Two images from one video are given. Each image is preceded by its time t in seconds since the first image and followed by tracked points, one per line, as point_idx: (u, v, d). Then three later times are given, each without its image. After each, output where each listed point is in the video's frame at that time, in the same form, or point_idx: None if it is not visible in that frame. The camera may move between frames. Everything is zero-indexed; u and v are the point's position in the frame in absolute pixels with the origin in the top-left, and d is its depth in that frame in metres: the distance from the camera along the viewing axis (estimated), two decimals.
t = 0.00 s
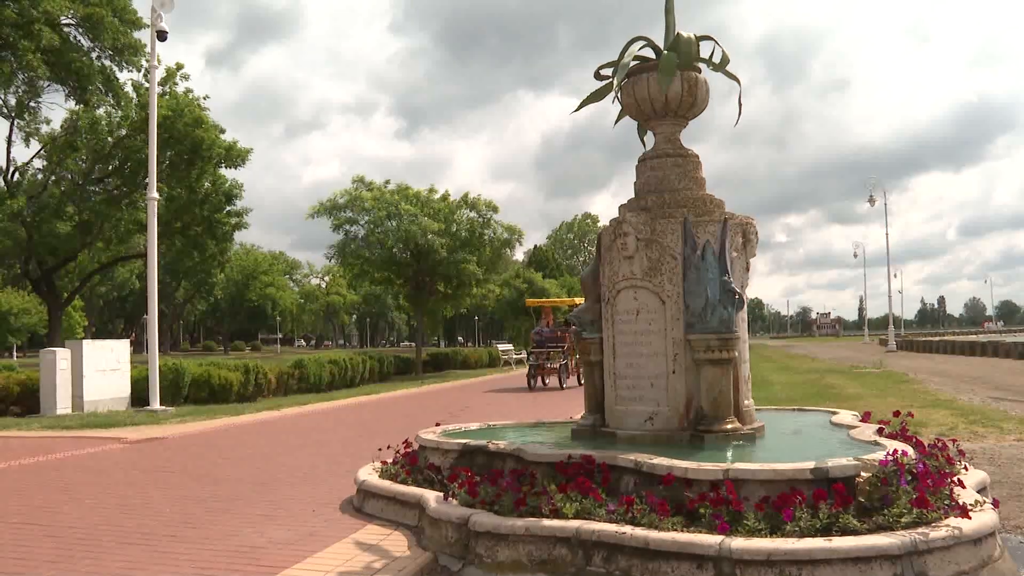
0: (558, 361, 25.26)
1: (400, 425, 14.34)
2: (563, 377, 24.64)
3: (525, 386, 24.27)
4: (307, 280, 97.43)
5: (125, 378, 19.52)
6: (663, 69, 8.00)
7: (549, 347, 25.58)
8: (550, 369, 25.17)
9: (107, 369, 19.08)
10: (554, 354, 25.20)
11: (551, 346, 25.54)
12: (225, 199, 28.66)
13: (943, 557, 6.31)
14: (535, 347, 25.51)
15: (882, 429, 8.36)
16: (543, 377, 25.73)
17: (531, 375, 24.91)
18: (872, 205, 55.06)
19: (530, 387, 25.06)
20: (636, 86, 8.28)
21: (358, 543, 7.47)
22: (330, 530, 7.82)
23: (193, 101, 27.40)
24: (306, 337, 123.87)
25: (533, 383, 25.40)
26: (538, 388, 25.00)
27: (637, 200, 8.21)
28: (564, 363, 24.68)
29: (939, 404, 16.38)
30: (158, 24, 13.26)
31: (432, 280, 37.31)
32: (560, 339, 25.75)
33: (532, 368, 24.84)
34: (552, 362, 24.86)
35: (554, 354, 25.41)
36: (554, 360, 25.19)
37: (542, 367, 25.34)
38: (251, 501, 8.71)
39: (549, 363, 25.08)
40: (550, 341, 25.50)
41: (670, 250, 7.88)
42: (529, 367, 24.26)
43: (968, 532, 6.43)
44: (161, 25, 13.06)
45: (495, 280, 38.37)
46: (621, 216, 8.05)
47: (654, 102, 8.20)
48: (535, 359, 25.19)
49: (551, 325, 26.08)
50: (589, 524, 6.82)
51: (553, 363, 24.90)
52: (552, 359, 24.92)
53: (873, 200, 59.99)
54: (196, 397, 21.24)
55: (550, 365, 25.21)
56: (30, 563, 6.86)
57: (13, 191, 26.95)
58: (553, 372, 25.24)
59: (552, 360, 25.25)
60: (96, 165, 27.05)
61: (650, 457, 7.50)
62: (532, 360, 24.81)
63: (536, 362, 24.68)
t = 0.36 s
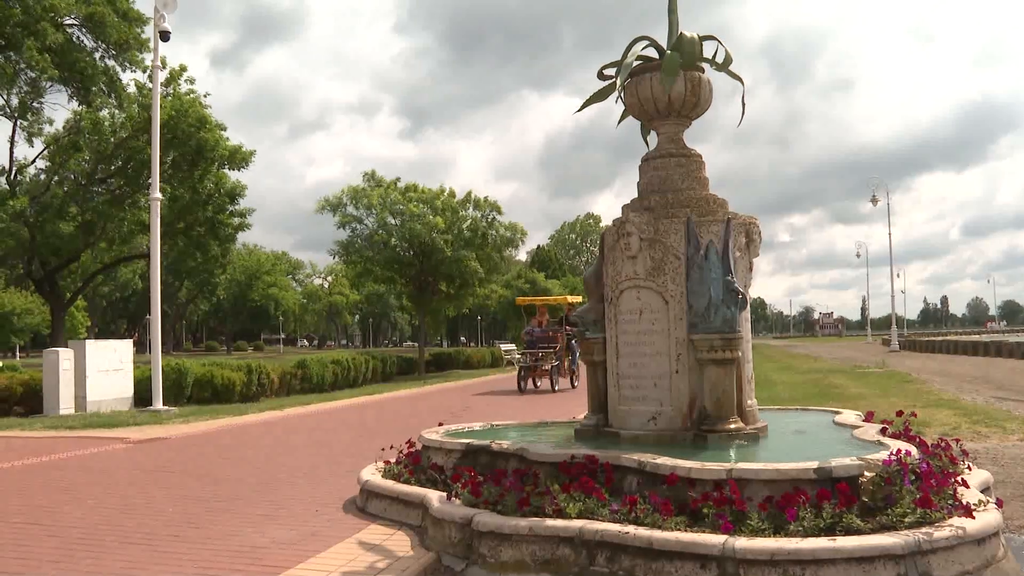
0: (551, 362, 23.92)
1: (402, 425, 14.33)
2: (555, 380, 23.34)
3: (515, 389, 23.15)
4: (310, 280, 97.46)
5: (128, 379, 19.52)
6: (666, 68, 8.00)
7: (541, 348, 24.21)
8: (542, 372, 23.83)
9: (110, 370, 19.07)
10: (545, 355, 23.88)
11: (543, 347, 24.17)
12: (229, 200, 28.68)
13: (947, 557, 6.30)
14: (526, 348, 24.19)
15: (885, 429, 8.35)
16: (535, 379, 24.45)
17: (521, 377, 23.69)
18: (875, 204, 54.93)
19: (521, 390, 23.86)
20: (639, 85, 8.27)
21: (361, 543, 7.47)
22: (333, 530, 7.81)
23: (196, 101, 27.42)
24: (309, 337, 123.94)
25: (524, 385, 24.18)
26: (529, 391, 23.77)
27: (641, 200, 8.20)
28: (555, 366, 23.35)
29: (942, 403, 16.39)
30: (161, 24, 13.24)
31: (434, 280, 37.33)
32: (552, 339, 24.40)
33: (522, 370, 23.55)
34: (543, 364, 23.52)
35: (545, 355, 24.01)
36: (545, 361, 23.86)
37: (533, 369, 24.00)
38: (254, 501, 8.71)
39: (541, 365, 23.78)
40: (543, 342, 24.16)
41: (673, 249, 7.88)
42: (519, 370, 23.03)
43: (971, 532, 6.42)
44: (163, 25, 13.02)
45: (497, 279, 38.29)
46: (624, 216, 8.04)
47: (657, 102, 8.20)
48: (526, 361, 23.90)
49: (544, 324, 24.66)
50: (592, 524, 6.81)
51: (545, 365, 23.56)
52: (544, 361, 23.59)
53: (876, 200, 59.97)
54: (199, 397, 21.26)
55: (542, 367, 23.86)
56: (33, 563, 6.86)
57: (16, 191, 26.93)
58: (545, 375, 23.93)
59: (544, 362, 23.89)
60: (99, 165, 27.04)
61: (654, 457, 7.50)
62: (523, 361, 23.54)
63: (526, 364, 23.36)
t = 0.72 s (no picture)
0: (542, 363, 22.81)
1: (405, 424, 14.31)
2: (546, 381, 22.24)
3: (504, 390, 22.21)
4: (312, 280, 97.46)
5: (130, 379, 19.52)
6: (668, 67, 7.98)
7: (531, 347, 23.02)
8: (532, 373, 22.75)
9: (113, 369, 19.07)
10: (536, 355, 22.78)
11: (533, 346, 23.03)
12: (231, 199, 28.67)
13: (951, 556, 6.29)
14: (516, 347, 23.06)
15: (889, 428, 8.35)
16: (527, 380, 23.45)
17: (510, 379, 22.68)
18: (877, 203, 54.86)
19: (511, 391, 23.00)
20: (642, 84, 8.25)
21: (365, 542, 7.48)
22: (337, 529, 7.81)
23: (198, 99, 27.42)
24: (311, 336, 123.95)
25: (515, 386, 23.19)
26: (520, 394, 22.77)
27: (644, 199, 8.19)
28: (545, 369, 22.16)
29: (945, 402, 16.37)
30: (162, 22, 13.19)
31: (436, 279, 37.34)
32: (544, 338, 23.15)
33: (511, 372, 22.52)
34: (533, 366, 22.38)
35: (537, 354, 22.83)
36: (537, 361, 22.75)
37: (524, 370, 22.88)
38: (257, 500, 8.70)
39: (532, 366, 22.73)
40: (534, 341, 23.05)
41: (676, 248, 7.87)
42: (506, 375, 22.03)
43: (976, 531, 6.41)
44: (165, 24, 12.94)
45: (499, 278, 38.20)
46: (628, 215, 8.03)
47: (660, 100, 8.18)
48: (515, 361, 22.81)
49: (534, 322, 23.40)
50: (595, 522, 6.81)
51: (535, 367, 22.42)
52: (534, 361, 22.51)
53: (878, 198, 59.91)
54: (201, 396, 21.28)
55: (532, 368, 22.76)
56: (37, 563, 6.86)
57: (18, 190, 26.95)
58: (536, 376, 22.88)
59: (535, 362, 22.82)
60: (101, 165, 27.08)
61: (657, 456, 7.49)
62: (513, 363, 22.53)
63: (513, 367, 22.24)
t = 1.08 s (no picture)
0: (532, 364, 21.85)
1: (409, 424, 14.30)
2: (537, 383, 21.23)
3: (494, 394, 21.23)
4: (316, 279, 97.54)
5: (134, 379, 19.56)
6: (672, 67, 7.94)
7: (521, 348, 22.23)
8: (523, 376, 21.76)
9: (116, 369, 19.11)
10: (527, 357, 21.87)
11: (523, 347, 22.21)
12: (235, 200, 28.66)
13: (955, 558, 6.28)
14: (504, 349, 22.25)
15: (892, 428, 8.33)
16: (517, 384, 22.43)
17: (499, 383, 21.65)
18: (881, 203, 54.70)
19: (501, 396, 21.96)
20: (645, 84, 8.22)
21: (368, 542, 7.48)
22: (341, 529, 7.82)
23: (201, 100, 27.46)
24: (314, 336, 124.07)
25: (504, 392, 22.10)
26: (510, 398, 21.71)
27: (647, 199, 8.17)
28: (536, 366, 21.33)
29: (949, 402, 16.33)
30: (164, 22, 13.17)
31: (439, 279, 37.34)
32: (533, 339, 22.51)
33: (500, 375, 21.54)
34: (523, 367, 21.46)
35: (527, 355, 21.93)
36: (527, 363, 21.83)
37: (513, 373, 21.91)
38: (261, 500, 8.70)
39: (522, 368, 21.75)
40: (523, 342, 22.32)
41: (679, 248, 7.87)
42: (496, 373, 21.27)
43: (980, 531, 6.41)
44: (167, 25, 12.82)
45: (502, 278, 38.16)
46: (631, 215, 8.03)
47: (663, 100, 8.15)
48: (505, 364, 21.85)
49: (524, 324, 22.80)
50: (598, 523, 6.81)
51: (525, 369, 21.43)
52: (523, 364, 21.52)
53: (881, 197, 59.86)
54: (204, 397, 21.32)
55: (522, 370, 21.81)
56: (40, 563, 6.87)
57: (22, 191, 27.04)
58: (526, 379, 21.89)
59: (525, 364, 21.87)
60: (105, 166, 27.16)
61: (661, 456, 7.49)
62: (502, 363, 21.62)
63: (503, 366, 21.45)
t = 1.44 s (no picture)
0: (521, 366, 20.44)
1: (412, 423, 14.28)
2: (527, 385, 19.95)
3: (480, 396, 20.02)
4: (318, 279, 97.55)
5: (137, 378, 19.57)
6: (675, 66, 7.94)
7: (510, 348, 20.94)
8: (512, 378, 20.48)
9: (119, 368, 19.12)
10: (516, 357, 20.41)
11: (512, 347, 20.91)
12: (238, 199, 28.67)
13: (959, 557, 6.27)
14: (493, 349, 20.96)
15: (896, 428, 8.32)
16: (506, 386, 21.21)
17: (486, 386, 20.37)
18: (884, 203, 54.70)
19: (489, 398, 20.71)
20: (649, 83, 8.21)
21: (372, 541, 7.49)
22: (344, 528, 7.81)
23: (204, 99, 27.47)
24: (317, 336, 124.21)
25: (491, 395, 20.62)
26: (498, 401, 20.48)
27: (650, 198, 8.16)
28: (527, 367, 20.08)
29: (952, 402, 16.31)
30: (167, 23, 13.17)
31: (442, 278, 37.33)
32: (523, 339, 21.28)
33: (487, 377, 20.25)
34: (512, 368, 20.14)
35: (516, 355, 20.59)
36: (516, 364, 20.38)
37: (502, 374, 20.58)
38: (264, 500, 8.70)
39: (510, 369, 20.30)
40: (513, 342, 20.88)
41: (683, 247, 7.86)
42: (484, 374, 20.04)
43: (984, 531, 6.40)
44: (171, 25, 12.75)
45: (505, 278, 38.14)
46: (634, 214, 8.02)
47: (667, 100, 8.15)
48: (493, 364, 20.39)
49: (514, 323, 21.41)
50: (602, 522, 6.81)
51: (514, 370, 20.15)
52: (512, 365, 20.22)
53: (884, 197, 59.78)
54: (207, 396, 21.32)
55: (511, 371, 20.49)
56: (44, 563, 6.86)
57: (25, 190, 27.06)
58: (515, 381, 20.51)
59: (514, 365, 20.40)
60: (108, 165, 27.21)
61: (664, 455, 7.49)
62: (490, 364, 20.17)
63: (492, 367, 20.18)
